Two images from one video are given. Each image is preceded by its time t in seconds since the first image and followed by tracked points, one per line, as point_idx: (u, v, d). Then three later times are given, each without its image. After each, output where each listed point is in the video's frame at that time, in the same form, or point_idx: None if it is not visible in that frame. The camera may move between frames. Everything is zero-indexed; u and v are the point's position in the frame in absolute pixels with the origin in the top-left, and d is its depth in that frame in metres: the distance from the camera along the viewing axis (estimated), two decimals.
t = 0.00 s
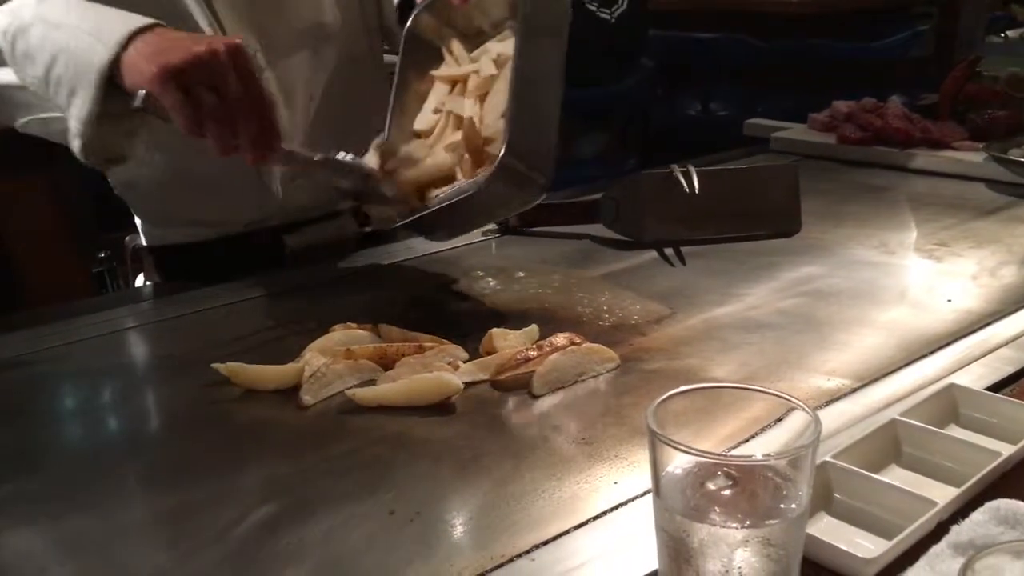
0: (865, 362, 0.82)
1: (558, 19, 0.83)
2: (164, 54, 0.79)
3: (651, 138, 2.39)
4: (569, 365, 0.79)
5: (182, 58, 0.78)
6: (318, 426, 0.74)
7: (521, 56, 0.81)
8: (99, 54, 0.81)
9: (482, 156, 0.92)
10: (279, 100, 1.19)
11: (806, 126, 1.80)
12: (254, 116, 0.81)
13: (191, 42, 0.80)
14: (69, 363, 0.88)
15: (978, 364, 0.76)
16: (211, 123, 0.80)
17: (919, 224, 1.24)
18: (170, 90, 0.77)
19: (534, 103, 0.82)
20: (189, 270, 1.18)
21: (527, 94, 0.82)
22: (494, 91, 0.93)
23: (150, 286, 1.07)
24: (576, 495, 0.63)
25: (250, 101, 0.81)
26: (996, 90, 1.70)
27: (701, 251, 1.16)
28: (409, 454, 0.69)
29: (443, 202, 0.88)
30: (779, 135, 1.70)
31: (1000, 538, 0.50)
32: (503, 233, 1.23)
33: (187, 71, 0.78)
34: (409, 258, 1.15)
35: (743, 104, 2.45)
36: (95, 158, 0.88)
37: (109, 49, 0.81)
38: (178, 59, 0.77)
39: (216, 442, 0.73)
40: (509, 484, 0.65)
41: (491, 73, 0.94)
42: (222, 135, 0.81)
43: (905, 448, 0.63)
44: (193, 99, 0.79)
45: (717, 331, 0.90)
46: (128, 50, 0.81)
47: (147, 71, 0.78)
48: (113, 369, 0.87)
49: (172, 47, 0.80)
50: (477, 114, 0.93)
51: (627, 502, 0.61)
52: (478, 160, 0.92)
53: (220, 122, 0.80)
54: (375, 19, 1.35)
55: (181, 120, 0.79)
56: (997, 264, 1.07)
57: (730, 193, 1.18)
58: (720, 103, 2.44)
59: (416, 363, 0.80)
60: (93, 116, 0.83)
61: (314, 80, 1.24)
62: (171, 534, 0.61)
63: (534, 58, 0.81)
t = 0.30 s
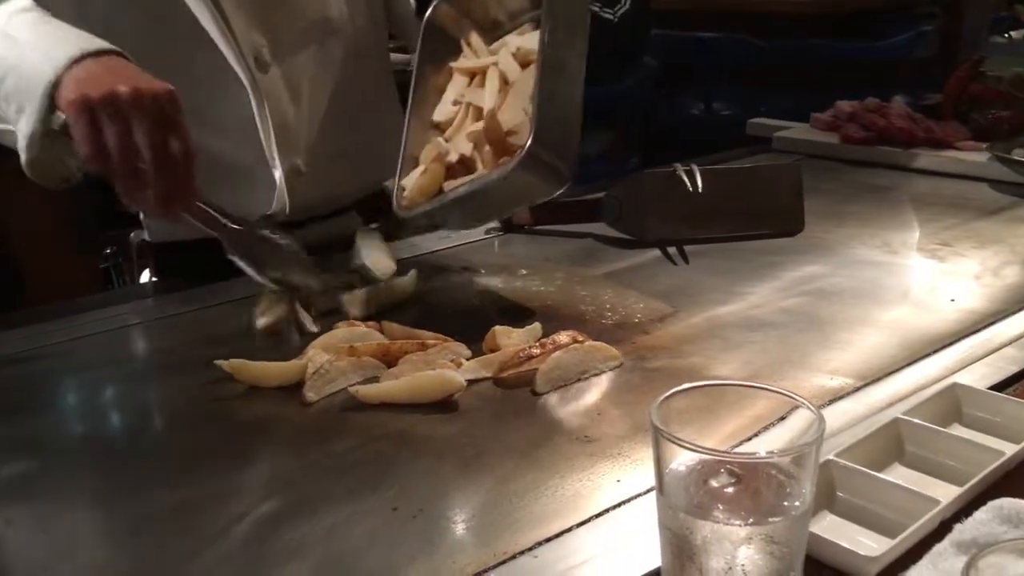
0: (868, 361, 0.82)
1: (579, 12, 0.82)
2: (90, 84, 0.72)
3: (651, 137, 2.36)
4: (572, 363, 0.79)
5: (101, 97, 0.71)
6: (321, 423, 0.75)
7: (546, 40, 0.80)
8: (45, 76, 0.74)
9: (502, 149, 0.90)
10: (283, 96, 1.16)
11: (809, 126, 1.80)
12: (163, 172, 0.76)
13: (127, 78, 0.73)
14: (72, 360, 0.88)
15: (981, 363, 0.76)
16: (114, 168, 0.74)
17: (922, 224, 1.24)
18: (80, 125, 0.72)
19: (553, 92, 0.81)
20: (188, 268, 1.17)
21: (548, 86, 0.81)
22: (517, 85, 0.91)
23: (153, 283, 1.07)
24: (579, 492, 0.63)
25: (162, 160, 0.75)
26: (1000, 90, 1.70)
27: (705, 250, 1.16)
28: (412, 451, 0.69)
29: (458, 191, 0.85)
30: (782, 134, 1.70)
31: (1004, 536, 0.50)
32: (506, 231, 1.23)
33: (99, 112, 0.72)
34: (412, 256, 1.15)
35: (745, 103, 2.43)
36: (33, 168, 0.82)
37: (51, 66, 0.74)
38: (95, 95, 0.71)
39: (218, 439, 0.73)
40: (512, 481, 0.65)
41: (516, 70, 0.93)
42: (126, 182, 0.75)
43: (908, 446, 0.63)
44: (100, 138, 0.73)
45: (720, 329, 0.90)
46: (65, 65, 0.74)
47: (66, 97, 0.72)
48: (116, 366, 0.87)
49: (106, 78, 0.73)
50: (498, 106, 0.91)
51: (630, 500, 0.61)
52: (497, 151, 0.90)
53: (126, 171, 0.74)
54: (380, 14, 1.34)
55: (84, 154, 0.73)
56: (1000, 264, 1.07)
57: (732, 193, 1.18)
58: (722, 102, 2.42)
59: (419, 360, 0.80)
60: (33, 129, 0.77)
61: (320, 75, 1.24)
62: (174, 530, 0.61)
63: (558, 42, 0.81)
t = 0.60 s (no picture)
0: (872, 362, 0.82)
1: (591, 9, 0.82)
2: (47, 55, 0.80)
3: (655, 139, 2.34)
4: (576, 364, 0.79)
5: (54, 71, 0.79)
6: (325, 421, 0.75)
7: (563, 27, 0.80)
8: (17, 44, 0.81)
9: (510, 128, 0.90)
10: (292, 92, 1.19)
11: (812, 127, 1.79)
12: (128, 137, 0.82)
13: (83, 50, 0.81)
14: (75, 359, 0.88)
15: (986, 365, 0.76)
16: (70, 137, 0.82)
17: (927, 226, 1.24)
18: (36, 95, 0.80)
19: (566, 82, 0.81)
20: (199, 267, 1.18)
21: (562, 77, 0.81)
22: (527, 72, 0.92)
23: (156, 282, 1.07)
24: (583, 493, 0.63)
25: (112, 127, 0.81)
26: (1004, 92, 1.70)
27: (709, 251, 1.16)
28: (418, 451, 0.69)
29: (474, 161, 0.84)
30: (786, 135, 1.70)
31: (1009, 538, 0.50)
32: (510, 231, 1.23)
33: (55, 83, 0.79)
34: (416, 256, 1.15)
35: (750, 104, 2.36)
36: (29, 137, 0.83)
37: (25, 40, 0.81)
38: (50, 67, 0.79)
39: (223, 438, 0.73)
40: (517, 481, 0.65)
41: (525, 59, 0.94)
42: (82, 150, 0.83)
43: (913, 448, 0.63)
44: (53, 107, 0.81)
45: (724, 330, 0.90)
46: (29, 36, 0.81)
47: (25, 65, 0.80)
48: (120, 365, 0.87)
49: (64, 50, 0.81)
50: (506, 90, 0.92)
51: (634, 501, 0.61)
52: (506, 129, 0.89)
53: (79, 139, 0.82)
54: (390, 13, 1.34)
55: (40, 123, 0.82)
56: (1005, 266, 1.06)
57: (734, 194, 1.16)
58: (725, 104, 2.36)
59: (423, 360, 0.80)
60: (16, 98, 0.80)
61: (329, 74, 1.24)
62: (178, 529, 0.61)
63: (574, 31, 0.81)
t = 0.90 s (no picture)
0: (874, 365, 0.82)
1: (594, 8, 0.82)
2: (96, 99, 0.76)
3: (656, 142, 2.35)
4: (578, 366, 0.79)
5: (102, 119, 0.75)
6: (328, 421, 0.75)
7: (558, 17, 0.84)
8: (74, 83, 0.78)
9: (502, 109, 0.90)
10: (300, 91, 1.20)
11: (813, 131, 1.80)
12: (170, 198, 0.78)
13: (135, 100, 0.77)
14: (78, 360, 0.88)
15: (987, 369, 0.77)
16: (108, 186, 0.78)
17: (928, 230, 1.24)
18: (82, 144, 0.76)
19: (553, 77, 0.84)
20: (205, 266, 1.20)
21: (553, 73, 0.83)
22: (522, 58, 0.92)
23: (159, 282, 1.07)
24: (585, 495, 0.63)
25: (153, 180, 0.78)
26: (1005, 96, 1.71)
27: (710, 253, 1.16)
28: (420, 452, 0.69)
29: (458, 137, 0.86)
30: (787, 139, 1.70)
31: (1011, 541, 0.50)
32: (511, 234, 1.24)
33: (102, 134, 0.75)
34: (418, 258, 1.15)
35: (751, 106, 2.40)
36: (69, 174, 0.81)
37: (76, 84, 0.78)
38: (99, 116, 0.75)
39: (226, 438, 0.73)
40: (519, 482, 0.65)
41: (521, 47, 0.94)
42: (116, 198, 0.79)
43: (914, 450, 0.63)
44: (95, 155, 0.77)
45: (726, 333, 0.90)
46: (78, 76, 0.78)
47: (72, 109, 0.76)
48: (122, 366, 0.87)
49: (113, 98, 0.77)
50: (502, 74, 0.93)
51: (636, 503, 0.61)
52: (497, 108, 0.90)
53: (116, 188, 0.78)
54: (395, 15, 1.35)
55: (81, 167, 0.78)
56: (1006, 269, 1.07)
57: (739, 197, 1.17)
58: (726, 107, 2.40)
59: (425, 362, 0.80)
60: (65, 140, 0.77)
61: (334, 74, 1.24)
62: (182, 529, 0.61)
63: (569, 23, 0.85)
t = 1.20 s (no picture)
0: (871, 369, 0.82)
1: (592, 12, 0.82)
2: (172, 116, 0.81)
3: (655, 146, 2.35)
4: (576, 369, 0.79)
5: (186, 126, 0.80)
6: (328, 423, 0.75)
7: (557, 10, 0.81)
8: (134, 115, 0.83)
9: (497, 113, 0.92)
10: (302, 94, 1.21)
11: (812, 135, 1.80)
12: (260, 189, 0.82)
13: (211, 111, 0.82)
14: (78, 361, 0.89)
15: (984, 372, 0.77)
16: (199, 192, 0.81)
17: (926, 234, 1.24)
18: (167, 154, 0.80)
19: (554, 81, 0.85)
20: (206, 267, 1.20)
21: (553, 75, 0.83)
22: (517, 63, 0.93)
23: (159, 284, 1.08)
24: (584, 497, 0.63)
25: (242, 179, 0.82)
26: (1003, 101, 1.71)
27: (708, 257, 1.17)
28: (420, 454, 0.70)
29: (456, 139, 0.87)
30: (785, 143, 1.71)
31: (1007, 543, 0.51)
32: (510, 237, 1.24)
33: (187, 139, 0.80)
34: (417, 261, 1.15)
35: (750, 109, 2.40)
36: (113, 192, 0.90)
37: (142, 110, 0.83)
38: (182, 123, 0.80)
39: (226, 439, 0.73)
40: (518, 485, 0.65)
41: (517, 53, 0.95)
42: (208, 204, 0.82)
43: (911, 453, 0.63)
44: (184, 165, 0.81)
45: (724, 336, 0.91)
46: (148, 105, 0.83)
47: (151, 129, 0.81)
48: (122, 368, 0.87)
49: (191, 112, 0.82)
50: (498, 79, 0.94)
51: (634, 505, 0.61)
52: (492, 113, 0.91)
53: (208, 194, 0.82)
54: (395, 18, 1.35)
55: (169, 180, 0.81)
56: (1004, 274, 1.07)
57: (737, 202, 1.17)
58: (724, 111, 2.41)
59: (424, 364, 0.81)
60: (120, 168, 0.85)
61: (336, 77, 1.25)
62: (184, 529, 0.62)
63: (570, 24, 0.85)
